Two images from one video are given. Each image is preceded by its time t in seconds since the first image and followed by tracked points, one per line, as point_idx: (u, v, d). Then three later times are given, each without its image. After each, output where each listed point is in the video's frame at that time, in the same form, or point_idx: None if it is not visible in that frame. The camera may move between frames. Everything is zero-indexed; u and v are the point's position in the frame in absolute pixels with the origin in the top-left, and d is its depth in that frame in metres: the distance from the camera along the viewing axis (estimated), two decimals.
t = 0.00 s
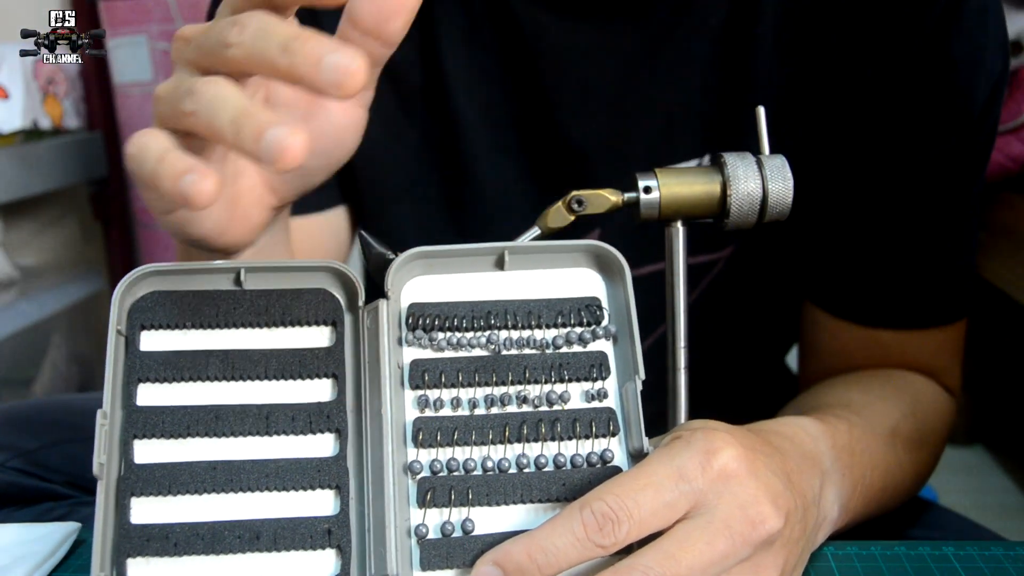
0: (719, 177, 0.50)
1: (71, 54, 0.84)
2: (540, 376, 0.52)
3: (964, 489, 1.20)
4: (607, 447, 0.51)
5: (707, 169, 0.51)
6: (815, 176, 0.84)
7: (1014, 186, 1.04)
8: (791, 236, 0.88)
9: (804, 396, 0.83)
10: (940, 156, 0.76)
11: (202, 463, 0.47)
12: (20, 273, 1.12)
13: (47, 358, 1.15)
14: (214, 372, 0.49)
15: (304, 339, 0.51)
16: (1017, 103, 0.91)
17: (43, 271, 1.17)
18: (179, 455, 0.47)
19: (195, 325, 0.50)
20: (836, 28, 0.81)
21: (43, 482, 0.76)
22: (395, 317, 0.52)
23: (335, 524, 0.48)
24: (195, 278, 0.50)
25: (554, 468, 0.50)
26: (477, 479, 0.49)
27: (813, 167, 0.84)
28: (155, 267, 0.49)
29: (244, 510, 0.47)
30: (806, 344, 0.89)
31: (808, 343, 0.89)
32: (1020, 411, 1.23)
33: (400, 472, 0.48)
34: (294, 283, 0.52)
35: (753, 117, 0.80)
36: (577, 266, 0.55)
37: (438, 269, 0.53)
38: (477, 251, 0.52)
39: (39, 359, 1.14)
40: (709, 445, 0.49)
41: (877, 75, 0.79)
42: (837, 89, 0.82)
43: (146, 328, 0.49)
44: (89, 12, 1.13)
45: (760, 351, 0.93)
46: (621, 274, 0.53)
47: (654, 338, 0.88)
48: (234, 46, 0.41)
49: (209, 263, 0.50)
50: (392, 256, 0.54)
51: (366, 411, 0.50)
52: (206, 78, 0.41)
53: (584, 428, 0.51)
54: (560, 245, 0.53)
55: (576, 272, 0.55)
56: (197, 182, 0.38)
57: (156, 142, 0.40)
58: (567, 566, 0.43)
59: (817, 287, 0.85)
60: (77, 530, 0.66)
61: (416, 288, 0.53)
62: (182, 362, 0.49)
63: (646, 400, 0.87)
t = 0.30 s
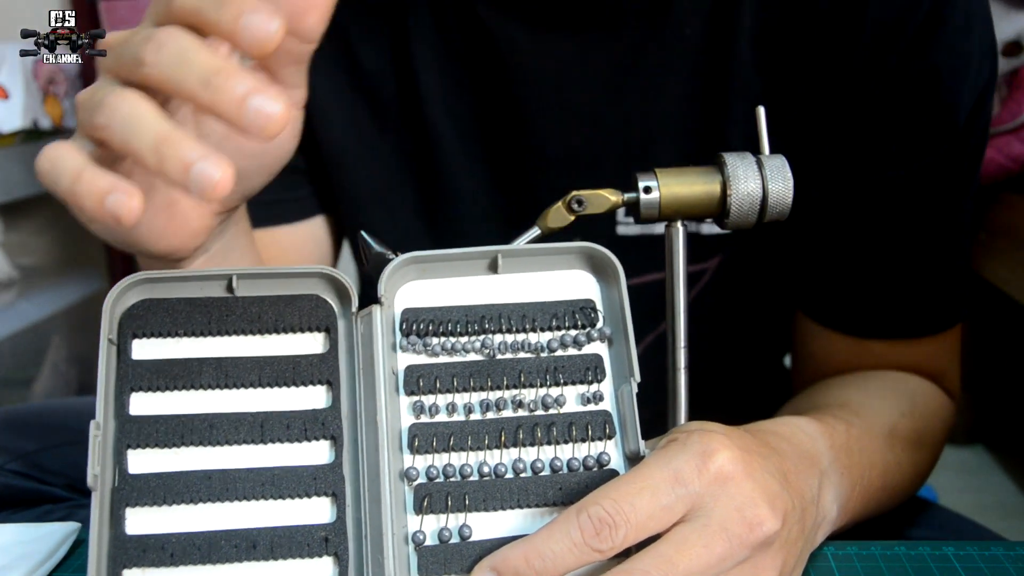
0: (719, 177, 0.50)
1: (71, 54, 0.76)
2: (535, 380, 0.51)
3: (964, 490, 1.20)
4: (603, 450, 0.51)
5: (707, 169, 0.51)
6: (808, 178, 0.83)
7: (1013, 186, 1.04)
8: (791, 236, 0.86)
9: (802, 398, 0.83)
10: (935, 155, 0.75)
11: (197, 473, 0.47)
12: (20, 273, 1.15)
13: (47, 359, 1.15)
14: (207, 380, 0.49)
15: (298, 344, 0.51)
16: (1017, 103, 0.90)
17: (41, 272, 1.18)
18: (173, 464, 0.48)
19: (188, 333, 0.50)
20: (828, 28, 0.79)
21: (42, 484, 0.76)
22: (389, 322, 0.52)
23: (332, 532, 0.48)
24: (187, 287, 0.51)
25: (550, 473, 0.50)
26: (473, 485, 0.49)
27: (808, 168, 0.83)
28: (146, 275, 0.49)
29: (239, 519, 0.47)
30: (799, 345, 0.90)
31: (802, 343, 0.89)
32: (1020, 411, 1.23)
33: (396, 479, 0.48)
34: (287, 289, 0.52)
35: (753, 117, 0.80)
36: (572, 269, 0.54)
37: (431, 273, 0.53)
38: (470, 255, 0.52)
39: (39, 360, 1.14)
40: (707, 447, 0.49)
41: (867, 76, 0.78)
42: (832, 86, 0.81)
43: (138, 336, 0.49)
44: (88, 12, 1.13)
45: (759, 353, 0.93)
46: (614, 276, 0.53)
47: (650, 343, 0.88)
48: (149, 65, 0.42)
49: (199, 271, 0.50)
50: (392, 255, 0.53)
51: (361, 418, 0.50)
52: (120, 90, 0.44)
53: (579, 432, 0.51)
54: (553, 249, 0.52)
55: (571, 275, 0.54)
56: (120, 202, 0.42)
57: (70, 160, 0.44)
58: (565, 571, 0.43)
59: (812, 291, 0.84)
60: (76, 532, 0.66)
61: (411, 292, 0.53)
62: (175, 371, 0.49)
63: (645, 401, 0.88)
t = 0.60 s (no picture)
0: (719, 177, 0.50)
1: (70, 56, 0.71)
2: (533, 381, 0.51)
3: (964, 490, 1.20)
4: (602, 451, 0.51)
5: (707, 169, 0.51)
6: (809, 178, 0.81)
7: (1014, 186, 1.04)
8: (792, 235, 0.85)
9: (803, 397, 0.83)
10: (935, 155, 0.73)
11: (195, 474, 0.47)
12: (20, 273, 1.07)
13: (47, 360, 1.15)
14: (206, 381, 0.49)
15: (297, 346, 0.51)
16: (1017, 103, 0.90)
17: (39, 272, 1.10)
18: (172, 465, 0.48)
19: (187, 334, 0.50)
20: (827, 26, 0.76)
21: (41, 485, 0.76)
22: (387, 323, 0.52)
23: (331, 533, 0.48)
24: (186, 288, 0.51)
25: (549, 473, 0.50)
26: (472, 487, 0.49)
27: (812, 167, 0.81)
28: (144, 275, 0.49)
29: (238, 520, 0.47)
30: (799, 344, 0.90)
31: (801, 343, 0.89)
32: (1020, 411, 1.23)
33: (395, 480, 0.48)
34: (286, 291, 0.52)
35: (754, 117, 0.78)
36: (571, 268, 0.54)
37: (430, 273, 0.53)
38: (469, 256, 0.52)
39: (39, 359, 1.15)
40: (705, 449, 0.48)
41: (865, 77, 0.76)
42: (829, 85, 0.78)
43: (136, 337, 0.49)
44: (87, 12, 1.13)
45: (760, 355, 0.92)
46: (613, 275, 0.53)
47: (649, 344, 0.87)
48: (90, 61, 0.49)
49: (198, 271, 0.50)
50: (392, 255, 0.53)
51: (360, 419, 0.50)
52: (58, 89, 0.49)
53: (579, 432, 0.51)
54: (552, 249, 0.52)
55: (570, 274, 0.54)
56: (119, 195, 0.52)
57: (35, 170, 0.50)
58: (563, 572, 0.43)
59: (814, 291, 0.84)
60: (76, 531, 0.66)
61: (410, 292, 0.53)
62: (174, 372, 0.49)
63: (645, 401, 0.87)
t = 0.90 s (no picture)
0: (720, 178, 0.50)
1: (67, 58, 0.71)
2: (534, 382, 0.51)
3: (964, 490, 1.20)
4: (604, 452, 0.51)
5: (708, 169, 0.51)
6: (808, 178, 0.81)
7: (1013, 186, 1.04)
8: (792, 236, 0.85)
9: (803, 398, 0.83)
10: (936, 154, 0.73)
11: (198, 477, 0.47)
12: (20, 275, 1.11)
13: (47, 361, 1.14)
14: (209, 386, 0.49)
15: (299, 349, 0.51)
16: (1017, 103, 0.90)
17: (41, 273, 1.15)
18: (175, 469, 0.48)
19: (189, 338, 0.50)
20: (827, 25, 0.76)
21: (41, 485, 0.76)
22: (387, 326, 0.52)
23: (333, 536, 0.48)
24: (186, 292, 0.51)
25: (550, 475, 0.50)
26: (473, 488, 0.49)
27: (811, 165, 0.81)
28: (145, 281, 0.49)
29: (241, 523, 0.48)
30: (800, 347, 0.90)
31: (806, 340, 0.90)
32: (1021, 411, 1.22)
33: (396, 482, 0.49)
34: (286, 293, 0.52)
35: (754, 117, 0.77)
36: (572, 269, 0.54)
37: (430, 277, 0.53)
38: (469, 259, 0.52)
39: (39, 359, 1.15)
40: (707, 449, 0.48)
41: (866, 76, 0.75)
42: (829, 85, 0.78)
43: (139, 342, 0.49)
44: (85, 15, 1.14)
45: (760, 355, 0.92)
46: (613, 277, 0.53)
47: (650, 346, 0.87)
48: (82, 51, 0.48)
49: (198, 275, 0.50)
50: (392, 255, 0.53)
51: (361, 422, 0.50)
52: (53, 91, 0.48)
53: (580, 434, 0.50)
54: (553, 251, 0.52)
55: (571, 275, 0.54)
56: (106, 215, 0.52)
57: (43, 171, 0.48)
58: (565, 572, 0.43)
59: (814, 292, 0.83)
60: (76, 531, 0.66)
61: (410, 294, 0.53)
62: (177, 376, 0.49)
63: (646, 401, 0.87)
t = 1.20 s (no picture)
0: (719, 177, 0.50)
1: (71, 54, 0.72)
2: (540, 379, 0.51)
3: (965, 490, 1.20)
4: (608, 451, 0.51)
5: (708, 169, 0.51)
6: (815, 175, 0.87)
7: (1014, 187, 1.04)
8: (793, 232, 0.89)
9: (805, 396, 0.83)
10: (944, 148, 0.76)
11: (201, 469, 0.47)
12: (21, 272, 1.11)
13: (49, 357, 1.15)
14: (211, 376, 0.49)
15: (303, 344, 0.51)
16: (1017, 103, 0.90)
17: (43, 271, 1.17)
18: (177, 460, 0.48)
19: (192, 329, 0.50)
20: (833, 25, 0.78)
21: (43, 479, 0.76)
22: (393, 320, 0.51)
23: (335, 531, 0.48)
24: (191, 281, 0.51)
25: (555, 473, 0.50)
26: (478, 485, 0.49)
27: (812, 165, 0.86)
28: (151, 269, 0.49)
29: (242, 517, 0.47)
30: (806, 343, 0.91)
31: (812, 335, 0.90)
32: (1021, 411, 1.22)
33: (401, 477, 0.49)
34: (292, 286, 0.52)
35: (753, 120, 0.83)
36: (578, 267, 0.54)
37: (438, 270, 0.53)
38: (477, 253, 0.52)
39: (40, 359, 1.15)
40: (710, 450, 0.48)
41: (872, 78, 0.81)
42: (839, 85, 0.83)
43: (141, 331, 0.49)
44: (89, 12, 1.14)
45: (761, 351, 0.93)
46: (622, 277, 0.53)
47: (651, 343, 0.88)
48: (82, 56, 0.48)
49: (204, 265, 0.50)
50: (392, 255, 0.53)
51: (366, 418, 0.50)
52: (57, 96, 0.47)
53: (585, 432, 0.51)
54: (561, 247, 0.52)
55: (576, 272, 0.54)
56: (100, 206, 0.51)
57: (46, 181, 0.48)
58: (568, 571, 0.43)
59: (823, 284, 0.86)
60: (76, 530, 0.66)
61: (416, 288, 0.53)
62: (180, 367, 0.49)
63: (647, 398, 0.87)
